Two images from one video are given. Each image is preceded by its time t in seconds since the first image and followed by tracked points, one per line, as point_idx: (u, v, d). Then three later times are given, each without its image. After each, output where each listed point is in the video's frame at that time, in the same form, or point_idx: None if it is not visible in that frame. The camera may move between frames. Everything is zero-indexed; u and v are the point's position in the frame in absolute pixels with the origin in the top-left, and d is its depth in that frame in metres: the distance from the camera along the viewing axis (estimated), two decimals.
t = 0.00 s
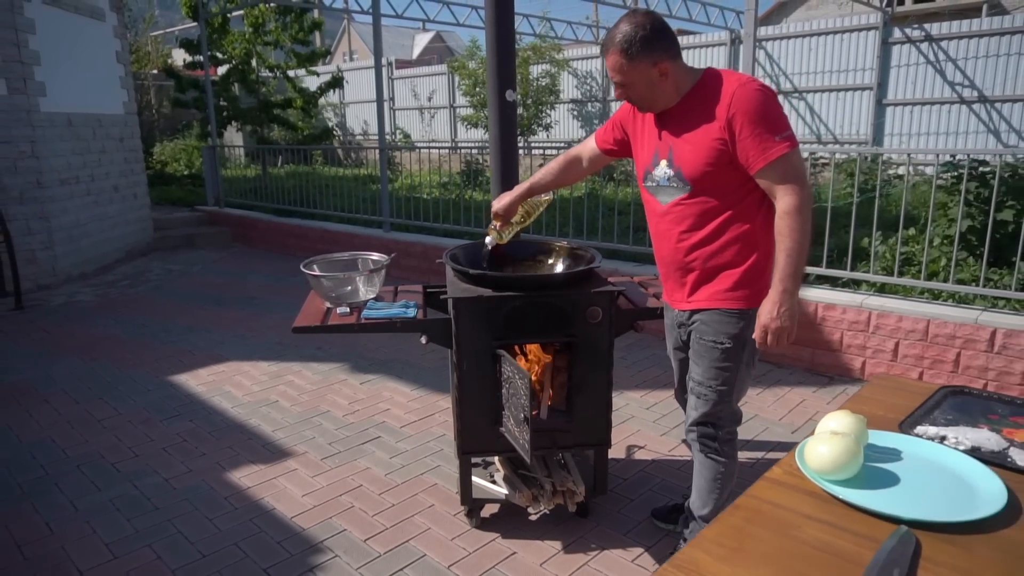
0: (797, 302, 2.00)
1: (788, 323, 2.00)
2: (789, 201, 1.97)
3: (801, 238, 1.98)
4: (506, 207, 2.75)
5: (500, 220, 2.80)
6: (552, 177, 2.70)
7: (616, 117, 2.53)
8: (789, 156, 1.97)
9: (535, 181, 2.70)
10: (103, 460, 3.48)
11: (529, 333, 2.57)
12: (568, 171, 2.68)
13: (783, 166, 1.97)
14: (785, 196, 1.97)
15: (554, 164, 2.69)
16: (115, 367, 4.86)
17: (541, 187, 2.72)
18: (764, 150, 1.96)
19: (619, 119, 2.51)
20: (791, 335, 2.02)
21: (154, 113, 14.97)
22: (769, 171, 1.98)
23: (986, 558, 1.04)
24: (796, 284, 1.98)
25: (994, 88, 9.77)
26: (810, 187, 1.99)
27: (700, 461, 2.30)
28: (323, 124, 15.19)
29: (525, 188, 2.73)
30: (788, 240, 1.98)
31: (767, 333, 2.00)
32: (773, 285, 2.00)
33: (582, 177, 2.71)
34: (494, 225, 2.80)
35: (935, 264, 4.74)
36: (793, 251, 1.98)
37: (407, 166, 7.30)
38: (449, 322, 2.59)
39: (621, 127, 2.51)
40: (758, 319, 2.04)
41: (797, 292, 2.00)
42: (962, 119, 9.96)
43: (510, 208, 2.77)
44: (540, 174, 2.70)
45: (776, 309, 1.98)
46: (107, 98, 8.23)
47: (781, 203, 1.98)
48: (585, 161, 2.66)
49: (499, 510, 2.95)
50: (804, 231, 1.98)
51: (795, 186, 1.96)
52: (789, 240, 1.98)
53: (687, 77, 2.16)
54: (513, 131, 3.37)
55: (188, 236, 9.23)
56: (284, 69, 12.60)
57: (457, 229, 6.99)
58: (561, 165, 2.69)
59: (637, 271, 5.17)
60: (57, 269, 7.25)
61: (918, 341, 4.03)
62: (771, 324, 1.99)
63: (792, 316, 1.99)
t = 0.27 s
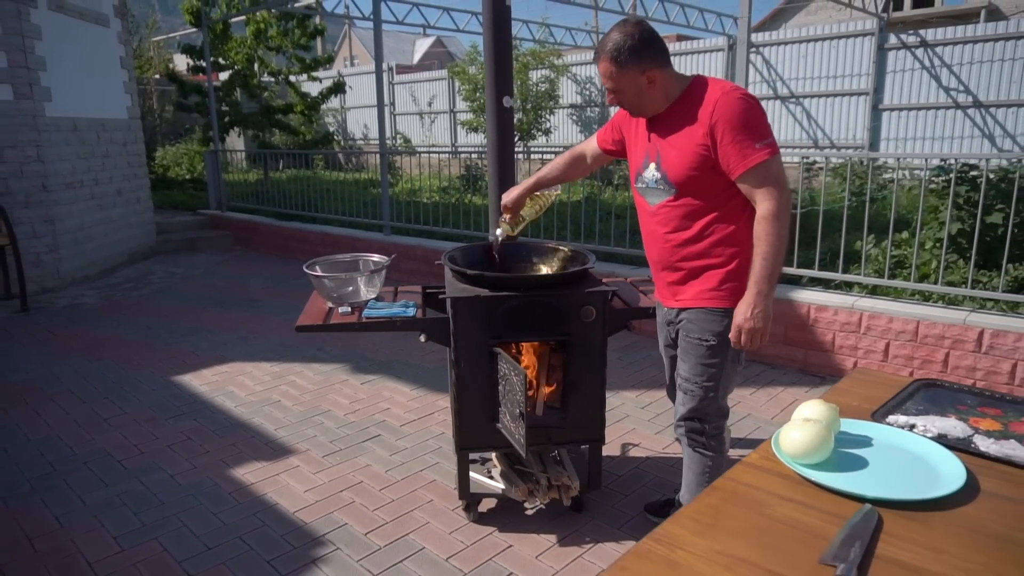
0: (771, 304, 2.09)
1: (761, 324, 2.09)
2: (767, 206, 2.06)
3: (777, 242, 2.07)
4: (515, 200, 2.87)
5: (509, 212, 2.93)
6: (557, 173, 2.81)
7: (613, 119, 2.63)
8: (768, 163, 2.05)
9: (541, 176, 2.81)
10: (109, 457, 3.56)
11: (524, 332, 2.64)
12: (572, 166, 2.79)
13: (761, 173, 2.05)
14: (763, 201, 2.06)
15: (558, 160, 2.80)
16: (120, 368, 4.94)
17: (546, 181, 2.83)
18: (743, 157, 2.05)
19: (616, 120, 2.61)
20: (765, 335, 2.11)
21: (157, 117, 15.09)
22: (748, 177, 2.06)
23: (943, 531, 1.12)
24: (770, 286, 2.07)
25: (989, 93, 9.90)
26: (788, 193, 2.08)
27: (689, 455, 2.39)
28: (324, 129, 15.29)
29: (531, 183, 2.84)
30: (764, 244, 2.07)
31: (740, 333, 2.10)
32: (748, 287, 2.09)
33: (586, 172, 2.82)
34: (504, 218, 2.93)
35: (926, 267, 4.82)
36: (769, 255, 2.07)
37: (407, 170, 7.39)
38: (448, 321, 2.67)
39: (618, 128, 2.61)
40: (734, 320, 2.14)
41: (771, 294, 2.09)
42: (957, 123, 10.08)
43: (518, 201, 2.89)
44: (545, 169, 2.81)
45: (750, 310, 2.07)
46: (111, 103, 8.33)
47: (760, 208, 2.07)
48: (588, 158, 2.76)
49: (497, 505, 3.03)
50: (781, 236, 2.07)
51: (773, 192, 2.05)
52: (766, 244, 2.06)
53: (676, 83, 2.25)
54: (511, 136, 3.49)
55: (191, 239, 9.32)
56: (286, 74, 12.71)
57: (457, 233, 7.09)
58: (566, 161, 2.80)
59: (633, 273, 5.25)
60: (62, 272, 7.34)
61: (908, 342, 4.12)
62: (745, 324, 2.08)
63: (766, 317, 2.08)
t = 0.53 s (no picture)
0: (746, 307, 2.19)
1: (735, 326, 2.20)
2: (746, 213, 2.15)
3: (754, 248, 2.17)
4: (528, 196, 2.99)
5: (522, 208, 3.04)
6: (569, 170, 2.93)
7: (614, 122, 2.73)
8: (749, 171, 2.15)
9: (554, 172, 2.92)
10: (116, 454, 3.65)
11: (521, 331, 2.74)
12: (583, 164, 2.91)
13: (742, 180, 2.15)
14: (743, 207, 2.16)
15: (569, 158, 2.92)
16: (125, 368, 5.03)
17: (557, 178, 2.94)
18: (724, 165, 2.14)
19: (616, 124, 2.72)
20: (739, 336, 2.22)
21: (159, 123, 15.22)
22: (729, 183, 2.16)
23: (903, 508, 1.21)
24: (745, 290, 2.18)
25: (983, 100, 10.02)
26: (768, 201, 2.17)
27: (678, 450, 2.49)
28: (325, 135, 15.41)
29: (544, 178, 2.95)
30: (742, 249, 2.17)
31: (715, 333, 2.21)
32: (724, 290, 2.20)
33: (596, 170, 2.93)
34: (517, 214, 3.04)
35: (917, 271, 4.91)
36: (745, 260, 2.16)
37: (408, 175, 7.50)
38: (447, 320, 2.76)
39: (617, 131, 2.71)
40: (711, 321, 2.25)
41: (746, 297, 2.19)
42: (952, 130, 10.20)
43: (530, 197, 3.00)
44: (557, 166, 2.93)
45: (725, 312, 2.18)
46: (115, 109, 8.44)
47: (740, 214, 2.17)
48: (596, 156, 2.86)
49: (495, 500, 3.12)
50: (758, 241, 2.16)
51: (752, 199, 2.14)
52: (744, 248, 2.17)
53: (668, 91, 2.34)
54: (508, 141, 3.51)
55: (193, 243, 9.42)
56: (287, 80, 12.82)
57: (457, 237, 7.18)
58: (577, 158, 2.91)
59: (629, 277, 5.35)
60: (67, 275, 7.44)
61: (898, 343, 4.21)
62: (719, 325, 2.20)
63: (740, 319, 2.19)
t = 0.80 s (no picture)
0: (729, 306, 2.28)
1: (718, 323, 2.28)
2: (731, 214, 2.24)
3: (738, 248, 2.25)
4: (541, 200, 3.06)
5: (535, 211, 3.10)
6: (579, 172, 3.00)
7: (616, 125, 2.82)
8: (735, 174, 2.23)
9: (565, 175, 3.00)
10: (122, 451, 3.72)
11: (517, 329, 2.81)
12: (593, 165, 2.97)
13: (728, 183, 2.23)
14: (728, 209, 2.24)
15: (579, 160, 2.99)
16: (129, 369, 5.09)
17: (569, 180, 3.01)
18: (711, 168, 2.23)
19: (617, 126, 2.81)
20: (723, 334, 2.31)
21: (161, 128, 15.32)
22: (715, 186, 2.25)
23: (873, 488, 1.28)
24: (729, 289, 2.26)
25: (978, 104, 10.15)
26: (753, 203, 2.24)
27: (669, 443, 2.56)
28: (326, 139, 15.51)
29: (556, 181, 3.02)
30: (726, 249, 2.26)
31: (699, 331, 2.30)
32: (708, 289, 2.29)
33: (606, 171, 2.98)
34: (531, 218, 3.11)
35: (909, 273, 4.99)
36: (729, 260, 2.25)
37: (408, 179, 7.58)
38: (446, 319, 2.83)
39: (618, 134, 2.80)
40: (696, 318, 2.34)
41: (730, 296, 2.28)
42: (947, 134, 10.33)
43: (544, 201, 3.08)
44: (568, 169, 3.00)
45: (708, 310, 2.27)
46: (118, 113, 8.52)
47: (725, 215, 2.26)
48: (604, 159, 2.92)
49: (492, 494, 3.18)
50: (743, 242, 2.25)
51: (737, 202, 2.22)
52: (728, 248, 2.25)
53: (662, 96, 2.43)
54: (505, 145, 3.62)
55: (195, 246, 9.50)
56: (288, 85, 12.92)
57: (456, 240, 7.26)
58: (586, 161, 2.99)
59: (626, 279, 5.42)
60: (70, 278, 7.52)
61: (890, 343, 4.28)
62: (703, 323, 2.29)
63: (724, 317, 2.28)
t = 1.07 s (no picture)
0: (713, 305, 2.36)
1: (703, 322, 2.37)
2: (715, 217, 2.32)
3: (723, 249, 2.33)
4: (551, 208, 3.13)
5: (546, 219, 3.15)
6: (587, 178, 3.06)
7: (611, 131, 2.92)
8: (718, 178, 2.32)
9: (573, 181, 3.06)
10: (126, 449, 3.80)
11: (512, 328, 2.89)
12: (599, 170, 3.03)
13: (712, 187, 2.31)
14: (712, 211, 2.33)
15: (586, 167, 3.05)
16: (132, 370, 5.17)
17: (578, 186, 3.07)
18: (695, 172, 2.32)
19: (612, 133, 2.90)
20: (707, 332, 2.39)
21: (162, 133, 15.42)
22: (700, 189, 2.33)
23: (842, 472, 1.37)
24: (713, 289, 2.35)
25: (972, 109, 10.26)
26: (737, 206, 2.33)
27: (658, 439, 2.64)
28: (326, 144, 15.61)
29: (565, 188, 3.09)
30: (711, 251, 2.34)
31: (684, 329, 2.39)
32: (693, 288, 2.37)
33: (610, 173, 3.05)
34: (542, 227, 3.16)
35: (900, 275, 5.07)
36: (713, 261, 2.33)
37: (408, 184, 7.67)
38: (442, 318, 2.91)
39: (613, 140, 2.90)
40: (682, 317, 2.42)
41: (714, 295, 2.36)
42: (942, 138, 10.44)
43: (554, 209, 3.14)
44: (576, 176, 3.06)
45: (693, 309, 2.35)
46: (121, 118, 8.62)
47: (710, 217, 2.34)
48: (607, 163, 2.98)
49: (488, 491, 3.26)
50: (727, 244, 2.33)
51: (720, 204, 2.31)
52: (712, 250, 2.33)
53: (651, 102, 2.52)
54: (501, 150, 3.69)
55: (196, 250, 9.58)
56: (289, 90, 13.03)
57: (455, 244, 7.34)
58: (592, 166, 3.05)
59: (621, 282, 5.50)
60: (73, 281, 7.60)
61: (880, 344, 4.37)
62: (688, 322, 2.37)
63: (708, 316, 2.36)
